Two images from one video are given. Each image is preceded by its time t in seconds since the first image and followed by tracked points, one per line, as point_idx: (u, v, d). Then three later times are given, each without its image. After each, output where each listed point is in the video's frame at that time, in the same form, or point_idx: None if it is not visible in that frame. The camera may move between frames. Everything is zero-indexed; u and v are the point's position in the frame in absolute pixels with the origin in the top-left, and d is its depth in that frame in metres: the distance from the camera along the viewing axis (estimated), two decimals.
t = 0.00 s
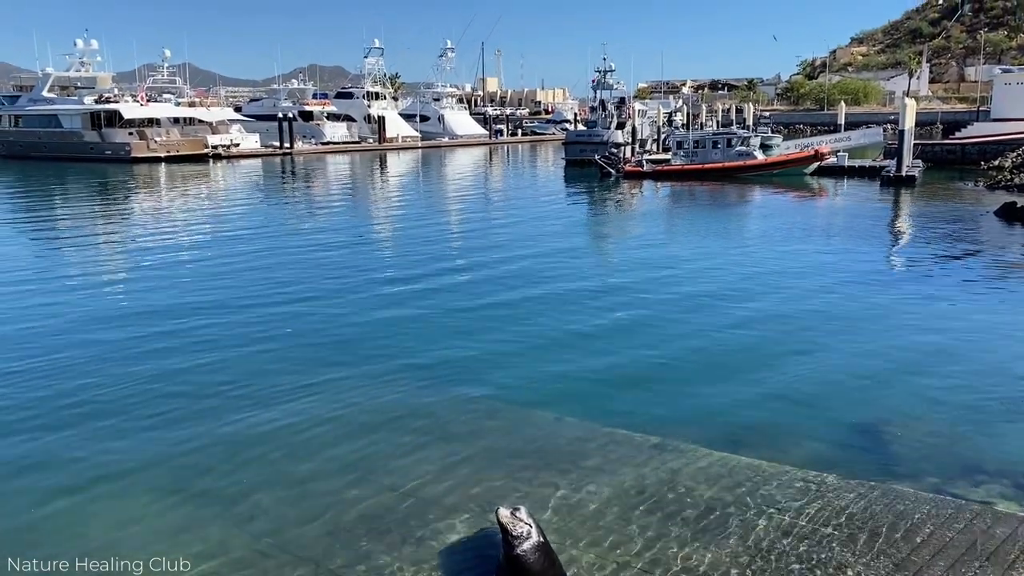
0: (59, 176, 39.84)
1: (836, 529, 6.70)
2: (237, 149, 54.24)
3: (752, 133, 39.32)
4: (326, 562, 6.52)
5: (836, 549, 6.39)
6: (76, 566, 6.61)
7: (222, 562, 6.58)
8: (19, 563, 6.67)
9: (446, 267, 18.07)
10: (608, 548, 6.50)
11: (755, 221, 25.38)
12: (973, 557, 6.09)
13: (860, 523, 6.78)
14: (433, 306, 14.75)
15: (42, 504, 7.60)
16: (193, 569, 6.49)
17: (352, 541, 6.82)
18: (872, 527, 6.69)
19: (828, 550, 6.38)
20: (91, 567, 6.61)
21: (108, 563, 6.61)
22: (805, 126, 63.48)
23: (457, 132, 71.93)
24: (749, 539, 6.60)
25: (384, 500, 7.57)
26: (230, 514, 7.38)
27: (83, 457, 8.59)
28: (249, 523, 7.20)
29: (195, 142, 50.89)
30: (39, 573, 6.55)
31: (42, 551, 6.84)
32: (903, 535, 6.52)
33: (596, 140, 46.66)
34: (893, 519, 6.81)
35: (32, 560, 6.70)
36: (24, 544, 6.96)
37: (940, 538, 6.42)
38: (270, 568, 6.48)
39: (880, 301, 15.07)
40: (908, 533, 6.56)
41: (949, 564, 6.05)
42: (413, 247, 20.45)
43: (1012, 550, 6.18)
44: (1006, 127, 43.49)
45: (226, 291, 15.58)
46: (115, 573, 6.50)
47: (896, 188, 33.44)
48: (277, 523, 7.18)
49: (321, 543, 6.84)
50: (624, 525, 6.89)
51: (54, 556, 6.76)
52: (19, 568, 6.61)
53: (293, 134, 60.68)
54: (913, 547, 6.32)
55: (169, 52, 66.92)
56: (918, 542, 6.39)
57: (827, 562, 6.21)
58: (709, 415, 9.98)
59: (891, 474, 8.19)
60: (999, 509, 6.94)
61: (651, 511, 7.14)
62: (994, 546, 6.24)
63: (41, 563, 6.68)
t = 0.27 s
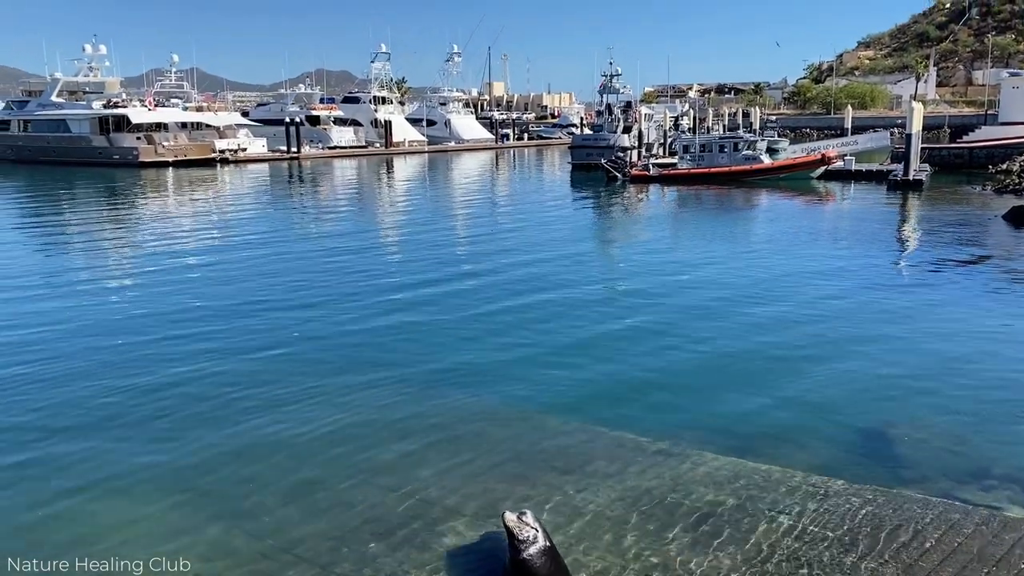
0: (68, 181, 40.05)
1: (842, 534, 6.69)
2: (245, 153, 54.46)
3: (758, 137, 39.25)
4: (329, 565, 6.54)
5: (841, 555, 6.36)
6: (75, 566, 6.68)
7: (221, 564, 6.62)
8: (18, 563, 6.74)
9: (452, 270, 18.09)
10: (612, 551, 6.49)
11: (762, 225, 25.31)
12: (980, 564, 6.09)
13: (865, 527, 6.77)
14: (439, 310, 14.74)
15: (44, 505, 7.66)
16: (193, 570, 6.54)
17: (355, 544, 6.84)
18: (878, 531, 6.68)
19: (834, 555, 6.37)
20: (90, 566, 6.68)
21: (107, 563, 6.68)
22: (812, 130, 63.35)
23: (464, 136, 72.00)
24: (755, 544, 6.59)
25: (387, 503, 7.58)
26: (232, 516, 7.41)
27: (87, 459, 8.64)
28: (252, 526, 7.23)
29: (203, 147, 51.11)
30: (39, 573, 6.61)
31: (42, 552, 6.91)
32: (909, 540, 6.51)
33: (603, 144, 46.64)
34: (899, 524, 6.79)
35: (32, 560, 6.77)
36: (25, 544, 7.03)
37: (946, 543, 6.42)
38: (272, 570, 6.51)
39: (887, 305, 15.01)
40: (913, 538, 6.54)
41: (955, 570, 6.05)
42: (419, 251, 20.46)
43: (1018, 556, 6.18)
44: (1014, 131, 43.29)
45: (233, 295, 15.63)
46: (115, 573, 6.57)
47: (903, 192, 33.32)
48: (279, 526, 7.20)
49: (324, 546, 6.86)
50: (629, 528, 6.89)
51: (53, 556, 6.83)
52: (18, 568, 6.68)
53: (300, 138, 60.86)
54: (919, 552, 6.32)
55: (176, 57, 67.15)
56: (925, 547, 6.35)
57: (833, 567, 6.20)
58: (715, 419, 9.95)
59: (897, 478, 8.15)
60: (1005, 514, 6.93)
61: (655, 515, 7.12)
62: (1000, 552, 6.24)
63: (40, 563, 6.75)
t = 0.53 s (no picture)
0: (78, 185, 40.23)
1: (852, 540, 6.65)
2: (253, 157, 54.67)
3: (766, 141, 39.15)
4: (333, 569, 6.53)
5: (850, 562, 6.33)
6: (75, 566, 6.73)
7: (220, 565, 6.65)
8: (18, 563, 6.79)
9: (458, 275, 18.06)
10: (619, 557, 6.46)
11: (770, 229, 25.22)
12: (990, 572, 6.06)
13: (875, 534, 6.73)
14: (445, 314, 14.72)
15: (47, 506, 7.70)
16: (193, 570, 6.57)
17: (360, 548, 6.83)
18: (887, 538, 6.64)
19: (843, 562, 6.34)
20: (90, 567, 6.73)
21: (107, 564, 6.73)
22: (820, 134, 63.19)
23: (471, 141, 72.05)
24: (763, 550, 6.55)
25: (392, 507, 7.56)
26: (235, 518, 7.42)
27: (91, 461, 8.67)
28: (256, 528, 7.22)
29: (211, 152, 51.31)
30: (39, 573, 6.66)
31: (41, 552, 6.95)
32: (918, 547, 6.47)
33: (610, 148, 46.58)
34: (909, 531, 6.75)
35: (32, 561, 6.81)
36: (25, 544, 7.07)
37: (956, 550, 6.39)
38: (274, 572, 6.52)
39: (896, 309, 14.91)
40: (921, 545, 6.50)
41: None
42: (426, 255, 20.45)
43: None
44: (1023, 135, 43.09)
45: (239, 299, 15.64)
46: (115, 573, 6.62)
47: (912, 196, 33.17)
48: (283, 529, 7.20)
49: (327, 549, 6.86)
50: (635, 533, 6.85)
51: (53, 556, 6.88)
52: (18, 568, 6.73)
53: (308, 142, 61.01)
54: (929, 560, 6.28)
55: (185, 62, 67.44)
56: (934, 554, 6.32)
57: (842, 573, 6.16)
58: (723, 424, 9.88)
59: (906, 483, 8.09)
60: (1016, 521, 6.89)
61: (662, 520, 7.08)
62: (1010, 560, 6.21)
63: (40, 563, 6.79)
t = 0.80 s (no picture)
0: (86, 189, 40.42)
1: (860, 544, 6.60)
2: (259, 161, 54.87)
3: (772, 144, 39.07)
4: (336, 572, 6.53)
5: (858, 566, 6.29)
6: (75, 566, 6.76)
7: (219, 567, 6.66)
8: (18, 563, 6.82)
9: (464, 278, 18.03)
10: (624, 560, 6.44)
11: (776, 232, 25.15)
12: None
13: (882, 539, 6.68)
14: (451, 317, 14.70)
15: (48, 507, 7.74)
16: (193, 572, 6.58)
17: (364, 551, 6.82)
18: (895, 543, 6.60)
19: (851, 566, 6.30)
20: (90, 566, 6.76)
21: (108, 564, 6.76)
22: (826, 137, 63.04)
23: (477, 144, 72.10)
24: (770, 554, 6.51)
25: (396, 510, 7.54)
26: (238, 519, 7.42)
27: (95, 462, 8.71)
28: (258, 530, 7.23)
29: (218, 155, 51.49)
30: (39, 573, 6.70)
31: (40, 552, 6.98)
32: (927, 552, 6.42)
33: (615, 151, 46.52)
34: (917, 536, 6.70)
35: (32, 561, 6.85)
36: (25, 544, 7.11)
37: (965, 557, 6.34)
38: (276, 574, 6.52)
39: (904, 312, 14.83)
40: (929, 550, 6.45)
41: None
42: (432, 259, 20.43)
43: None
44: None
45: (244, 302, 15.65)
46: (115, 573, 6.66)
47: (919, 199, 33.04)
48: (286, 532, 7.19)
49: (328, 551, 6.86)
50: (641, 537, 6.82)
51: (53, 556, 6.92)
52: (18, 568, 6.76)
53: (314, 146, 61.16)
54: (937, 565, 6.24)
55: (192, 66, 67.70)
56: (942, 560, 6.28)
57: None
58: (730, 427, 9.83)
59: (915, 487, 8.03)
60: None
61: (669, 524, 7.03)
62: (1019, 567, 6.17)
63: (40, 563, 6.83)
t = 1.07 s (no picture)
0: (98, 193, 40.69)
1: (869, 550, 6.55)
2: (269, 165, 55.13)
3: (782, 148, 38.94)
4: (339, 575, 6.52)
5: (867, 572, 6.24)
6: (75, 566, 6.81)
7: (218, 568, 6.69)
8: (19, 563, 6.87)
9: (472, 284, 18.01)
10: (629, 565, 6.41)
11: (785, 237, 25.04)
12: None
13: (892, 544, 6.63)
14: (458, 322, 14.70)
15: (51, 508, 7.79)
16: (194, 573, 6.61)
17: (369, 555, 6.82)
18: (904, 549, 6.54)
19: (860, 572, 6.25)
20: (90, 567, 6.80)
21: (108, 564, 6.79)
22: (836, 141, 62.81)
23: (485, 148, 72.17)
24: (778, 559, 6.47)
25: (401, 513, 7.54)
26: (241, 522, 7.44)
27: (101, 464, 8.76)
28: (262, 532, 7.24)
29: (228, 159, 51.78)
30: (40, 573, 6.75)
31: (40, 552, 7.03)
32: (937, 558, 6.37)
33: (624, 155, 46.47)
34: (927, 542, 6.65)
35: (33, 561, 6.90)
36: (25, 544, 7.16)
37: (974, 563, 6.29)
38: None
39: (915, 317, 14.72)
40: (939, 557, 6.40)
41: None
42: (441, 264, 20.43)
43: None
44: None
45: (252, 307, 15.69)
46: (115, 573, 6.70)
47: (929, 203, 32.87)
48: (290, 535, 7.19)
49: (330, 555, 6.86)
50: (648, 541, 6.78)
51: (53, 556, 6.96)
52: (18, 568, 6.81)
53: (324, 151, 61.38)
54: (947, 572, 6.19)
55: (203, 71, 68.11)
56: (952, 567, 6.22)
57: None
58: (737, 432, 9.77)
59: (924, 493, 7.96)
60: None
61: (676, 529, 7.00)
62: None
63: (40, 563, 6.88)
